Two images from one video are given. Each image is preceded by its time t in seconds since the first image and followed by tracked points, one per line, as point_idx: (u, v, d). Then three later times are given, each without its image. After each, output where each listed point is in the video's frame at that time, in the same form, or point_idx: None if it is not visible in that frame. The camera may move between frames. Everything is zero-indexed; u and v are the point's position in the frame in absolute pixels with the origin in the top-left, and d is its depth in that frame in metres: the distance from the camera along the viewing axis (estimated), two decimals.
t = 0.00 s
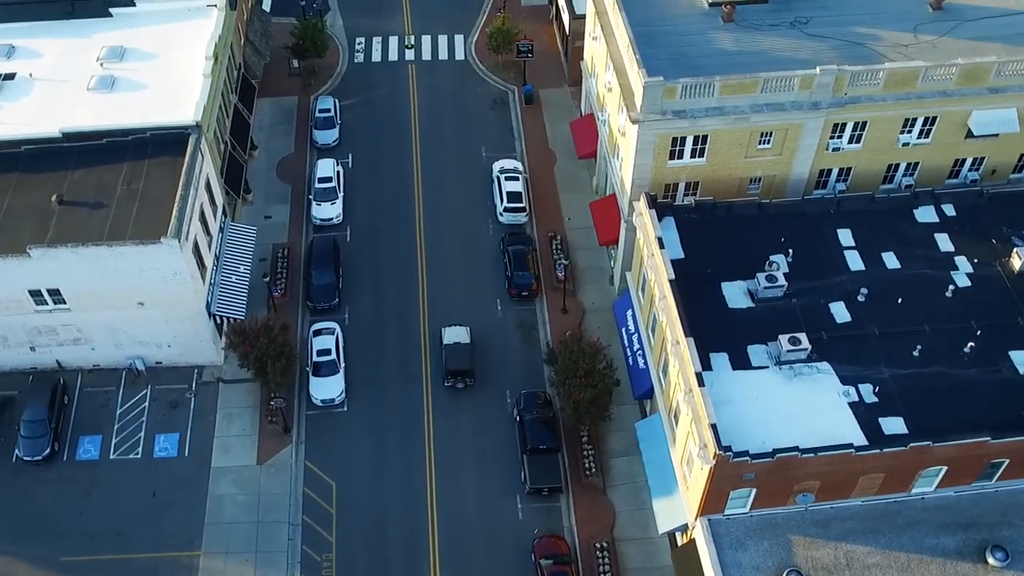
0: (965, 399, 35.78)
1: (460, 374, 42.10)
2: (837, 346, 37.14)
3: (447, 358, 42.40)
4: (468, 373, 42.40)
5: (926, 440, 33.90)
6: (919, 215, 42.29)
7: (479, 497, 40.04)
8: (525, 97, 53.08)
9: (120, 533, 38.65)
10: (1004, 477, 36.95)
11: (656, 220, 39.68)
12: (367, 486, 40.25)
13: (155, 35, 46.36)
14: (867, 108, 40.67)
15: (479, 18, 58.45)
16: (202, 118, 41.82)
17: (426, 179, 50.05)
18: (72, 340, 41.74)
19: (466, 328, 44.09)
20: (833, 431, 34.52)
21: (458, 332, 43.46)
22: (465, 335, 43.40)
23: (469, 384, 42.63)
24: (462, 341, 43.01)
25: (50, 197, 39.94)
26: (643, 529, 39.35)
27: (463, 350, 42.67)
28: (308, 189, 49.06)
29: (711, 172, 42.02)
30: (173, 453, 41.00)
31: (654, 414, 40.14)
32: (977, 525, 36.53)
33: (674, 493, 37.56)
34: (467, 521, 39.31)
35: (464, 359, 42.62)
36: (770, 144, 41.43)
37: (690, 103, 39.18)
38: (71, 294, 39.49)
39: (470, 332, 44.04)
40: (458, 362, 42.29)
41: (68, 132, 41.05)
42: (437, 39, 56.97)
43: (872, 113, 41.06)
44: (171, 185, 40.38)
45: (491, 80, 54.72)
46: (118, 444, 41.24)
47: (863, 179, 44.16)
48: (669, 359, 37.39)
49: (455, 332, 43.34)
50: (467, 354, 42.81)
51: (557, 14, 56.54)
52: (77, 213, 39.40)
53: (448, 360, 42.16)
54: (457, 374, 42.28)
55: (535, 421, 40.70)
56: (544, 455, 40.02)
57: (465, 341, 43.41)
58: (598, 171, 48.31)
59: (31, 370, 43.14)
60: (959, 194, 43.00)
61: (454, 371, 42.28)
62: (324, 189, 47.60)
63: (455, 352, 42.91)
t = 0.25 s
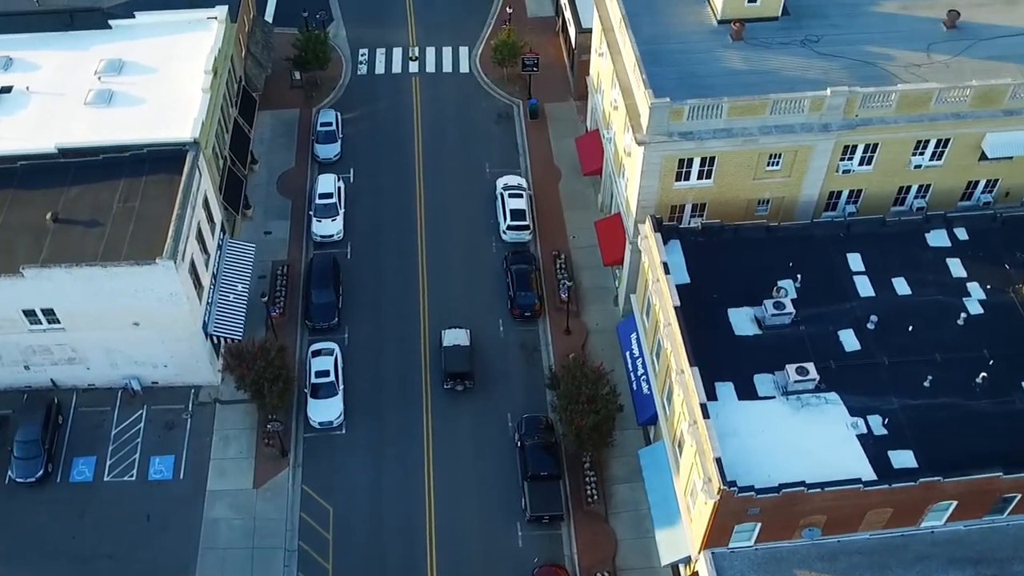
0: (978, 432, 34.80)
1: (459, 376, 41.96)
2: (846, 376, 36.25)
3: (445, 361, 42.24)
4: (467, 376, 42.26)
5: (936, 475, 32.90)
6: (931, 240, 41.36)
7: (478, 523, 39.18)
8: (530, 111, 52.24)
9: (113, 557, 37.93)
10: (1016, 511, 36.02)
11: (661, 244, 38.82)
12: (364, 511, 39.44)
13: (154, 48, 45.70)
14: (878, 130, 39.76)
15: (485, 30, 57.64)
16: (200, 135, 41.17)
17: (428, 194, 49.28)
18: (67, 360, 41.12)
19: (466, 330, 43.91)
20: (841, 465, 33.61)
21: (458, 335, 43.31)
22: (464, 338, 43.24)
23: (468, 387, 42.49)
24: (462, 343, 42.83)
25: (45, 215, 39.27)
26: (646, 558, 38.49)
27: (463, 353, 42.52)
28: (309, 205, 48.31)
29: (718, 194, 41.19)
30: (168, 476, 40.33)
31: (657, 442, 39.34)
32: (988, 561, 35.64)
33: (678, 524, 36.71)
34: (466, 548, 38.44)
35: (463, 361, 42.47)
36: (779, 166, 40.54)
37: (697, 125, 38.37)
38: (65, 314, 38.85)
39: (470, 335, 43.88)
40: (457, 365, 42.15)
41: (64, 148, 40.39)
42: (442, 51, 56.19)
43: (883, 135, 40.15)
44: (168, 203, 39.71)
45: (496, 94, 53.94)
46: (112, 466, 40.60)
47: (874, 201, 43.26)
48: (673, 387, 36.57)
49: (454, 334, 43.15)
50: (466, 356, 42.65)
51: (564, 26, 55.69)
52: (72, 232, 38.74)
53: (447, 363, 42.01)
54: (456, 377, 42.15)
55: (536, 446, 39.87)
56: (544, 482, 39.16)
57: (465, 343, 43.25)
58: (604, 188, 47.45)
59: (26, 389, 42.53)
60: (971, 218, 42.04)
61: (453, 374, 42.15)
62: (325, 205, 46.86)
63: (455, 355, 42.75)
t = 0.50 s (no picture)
0: (994, 473, 33.70)
1: (459, 381, 41.62)
2: (857, 414, 35.19)
3: (446, 365, 41.90)
4: (468, 380, 41.91)
5: (949, 519, 31.71)
6: (945, 270, 40.29)
7: (478, 555, 38.13)
8: (537, 129, 51.27)
9: None
10: None
11: (669, 273, 37.82)
12: (361, 541, 38.46)
13: (154, 63, 44.89)
14: (893, 158, 38.71)
15: (492, 44, 56.69)
16: (198, 155, 40.35)
17: (432, 213, 48.39)
18: (61, 383, 40.41)
19: (467, 335, 43.56)
20: (851, 508, 32.58)
21: (458, 339, 42.97)
22: (465, 342, 42.91)
23: (468, 391, 42.16)
24: (463, 347, 42.51)
25: (39, 237, 38.47)
26: None
27: (463, 358, 42.17)
28: (310, 224, 47.48)
29: (727, 222, 40.20)
30: (163, 503, 39.56)
31: (662, 476, 38.37)
32: None
33: (682, 564, 35.63)
34: None
35: (464, 366, 42.13)
36: (790, 194, 39.54)
37: (707, 152, 37.34)
38: (59, 337, 38.11)
39: (471, 340, 43.55)
40: (458, 369, 41.81)
41: (60, 167, 39.63)
42: (448, 66, 55.28)
43: (898, 163, 39.10)
44: (164, 225, 38.87)
45: (502, 110, 53.01)
46: (106, 492, 39.86)
47: (887, 229, 42.21)
48: (679, 423, 35.59)
49: (455, 338, 42.83)
50: (467, 360, 42.32)
51: (572, 41, 54.73)
52: (66, 254, 37.94)
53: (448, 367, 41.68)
54: (457, 382, 41.80)
55: (538, 478, 38.86)
56: (546, 515, 38.00)
57: (466, 347, 42.90)
58: (610, 209, 46.45)
59: (20, 411, 41.85)
60: (988, 248, 40.95)
61: (453, 379, 41.80)
62: (326, 225, 45.98)
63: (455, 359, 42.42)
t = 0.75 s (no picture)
0: (1011, 515, 32.65)
1: (462, 386, 41.40)
2: (870, 451, 34.20)
3: (449, 369, 41.72)
4: (470, 385, 41.69)
5: (962, 565, 30.49)
6: (962, 301, 39.31)
7: None
8: (546, 145, 50.41)
9: None
10: None
11: (678, 302, 36.98)
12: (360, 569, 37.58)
13: (157, 77, 44.24)
14: (910, 186, 37.73)
15: (502, 57, 55.91)
16: (199, 173, 39.72)
17: (438, 231, 47.63)
18: (58, 403, 39.82)
19: (472, 339, 43.34)
20: (863, 550, 31.57)
21: (462, 343, 42.78)
22: (469, 345, 42.72)
23: (471, 395, 41.94)
24: (466, 351, 42.31)
25: (37, 255, 37.82)
26: None
27: (468, 361, 41.97)
28: (314, 241, 46.78)
29: (739, 248, 39.32)
30: (159, 526, 38.84)
31: (670, 509, 37.44)
32: None
33: None
34: None
35: (468, 370, 41.91)
36: (804, 221, 38.64)
37: (718, 179, 36.48)
38: (55, 358, 37.51)
39: (475, 344, 43.34)
40: (461, 373, 41.61)
41: (59, 184, 39.01)
42: (457, 79, 54.52)
43: (915, 191, 38.12)
44: (164, 244, 38.21)
45: (511, 126, 52.23)
46: (102, 514, 39.19)
47: (903, 257, 41.21)
48: (686, 457, 34.75)
49: (459, 342, 42.64)
50: (470, 365, 42.11)
51: (583, 57, 53.92)
52: (63, 273, 37.28)
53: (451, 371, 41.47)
54: (460, 386, 41.59)
55: (542, 508, 37.92)
56: (549, 547, 36.97)
57: (470, 351, 42.70)
58: (620, 230, 45.57)
59: (16, 430, 41.31)
60: (1006, 278, 39.92)
61: (456, 383, 41.60)
62: (330, 243, 45.21)
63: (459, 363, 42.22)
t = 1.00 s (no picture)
0: None
1: (466, 392, 41.12)
2: (885, 498, 33.02)
3: (454, 375, 41.45)
4: (474, 391, 41.41)
5: None
6: (981, 339, 38.10)
7: None
8: (556, 166, 49.36)
9: None
10: None
11: (687, 338, 36.02)
12: None
13: (160, 93, 43.45)
14: (930, 222, 36.53)
15: (513, 74, 54.94)
16: (200, 196, 38.91)
17: (444, 252, 46.72)
18: (54, 427, 39.14)
19: (477, 344, 43.06)
20: None
21: (467, 348, 42.48)
22: (474, 351, 42.42)
23: (475, 402, 41.64)
24: (470, 357, 42.03)
25: (34, 277, 36.98)
26: None
27: (472, 368, 41.67)
28: (317, 262, 45.91)
29: (752, 281, 38.25)
30: (154, 556, 38.04)
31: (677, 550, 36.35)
32: None
33: None
34: None
35: (472, 376, 41.64)
36: (819, 255, 37.52)
37: (731, 212, 35.40)
38: (51, 383, 36.77)
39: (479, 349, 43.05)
40: (465, 380, 41.34)
41: (58, 204, 38.22)
42: (467, 96, 53.58)
43: (934, 226, 36.92)
44: (162, 268, 37.33)
45: (521, 145, 51.24)
46: (96, 541, 38.46)
47: (920, 291, 40.05)
48: (693, 499, 33.73)
49: (464, 347, 42.36)
50: (475, 371, 41.84)
51: (595, 74, 52.88)
52: (60, 297, 36.44)
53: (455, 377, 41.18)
54: (464, 392, 41.30)
55: (546, 543, 36.68)
56: None
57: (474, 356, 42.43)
58: (630, 256, 44.54)
59: (12, 452, 40.67)
60: None
61: (460, 389, 41.30)
62: (334, 265, 44.34)
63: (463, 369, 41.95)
